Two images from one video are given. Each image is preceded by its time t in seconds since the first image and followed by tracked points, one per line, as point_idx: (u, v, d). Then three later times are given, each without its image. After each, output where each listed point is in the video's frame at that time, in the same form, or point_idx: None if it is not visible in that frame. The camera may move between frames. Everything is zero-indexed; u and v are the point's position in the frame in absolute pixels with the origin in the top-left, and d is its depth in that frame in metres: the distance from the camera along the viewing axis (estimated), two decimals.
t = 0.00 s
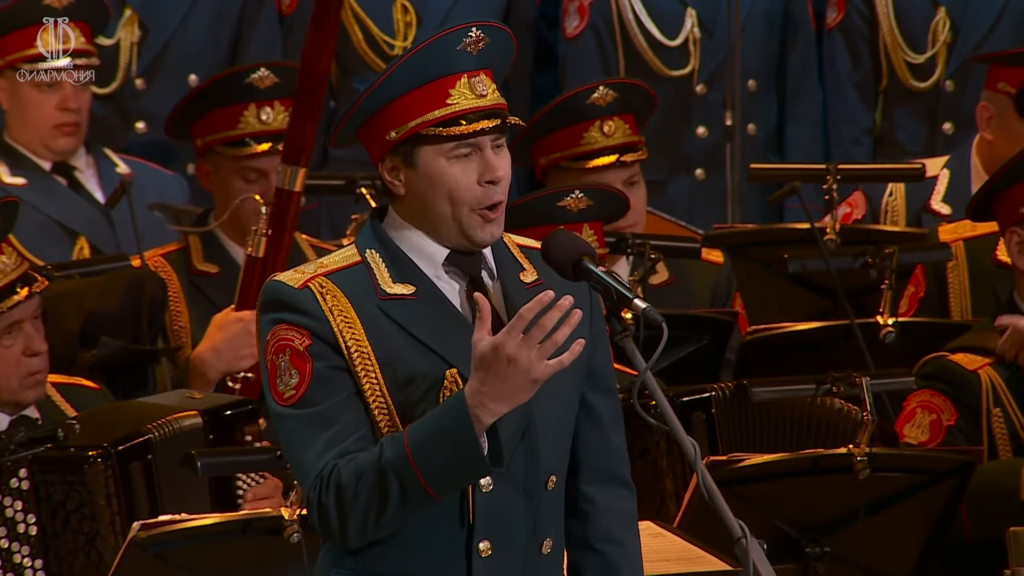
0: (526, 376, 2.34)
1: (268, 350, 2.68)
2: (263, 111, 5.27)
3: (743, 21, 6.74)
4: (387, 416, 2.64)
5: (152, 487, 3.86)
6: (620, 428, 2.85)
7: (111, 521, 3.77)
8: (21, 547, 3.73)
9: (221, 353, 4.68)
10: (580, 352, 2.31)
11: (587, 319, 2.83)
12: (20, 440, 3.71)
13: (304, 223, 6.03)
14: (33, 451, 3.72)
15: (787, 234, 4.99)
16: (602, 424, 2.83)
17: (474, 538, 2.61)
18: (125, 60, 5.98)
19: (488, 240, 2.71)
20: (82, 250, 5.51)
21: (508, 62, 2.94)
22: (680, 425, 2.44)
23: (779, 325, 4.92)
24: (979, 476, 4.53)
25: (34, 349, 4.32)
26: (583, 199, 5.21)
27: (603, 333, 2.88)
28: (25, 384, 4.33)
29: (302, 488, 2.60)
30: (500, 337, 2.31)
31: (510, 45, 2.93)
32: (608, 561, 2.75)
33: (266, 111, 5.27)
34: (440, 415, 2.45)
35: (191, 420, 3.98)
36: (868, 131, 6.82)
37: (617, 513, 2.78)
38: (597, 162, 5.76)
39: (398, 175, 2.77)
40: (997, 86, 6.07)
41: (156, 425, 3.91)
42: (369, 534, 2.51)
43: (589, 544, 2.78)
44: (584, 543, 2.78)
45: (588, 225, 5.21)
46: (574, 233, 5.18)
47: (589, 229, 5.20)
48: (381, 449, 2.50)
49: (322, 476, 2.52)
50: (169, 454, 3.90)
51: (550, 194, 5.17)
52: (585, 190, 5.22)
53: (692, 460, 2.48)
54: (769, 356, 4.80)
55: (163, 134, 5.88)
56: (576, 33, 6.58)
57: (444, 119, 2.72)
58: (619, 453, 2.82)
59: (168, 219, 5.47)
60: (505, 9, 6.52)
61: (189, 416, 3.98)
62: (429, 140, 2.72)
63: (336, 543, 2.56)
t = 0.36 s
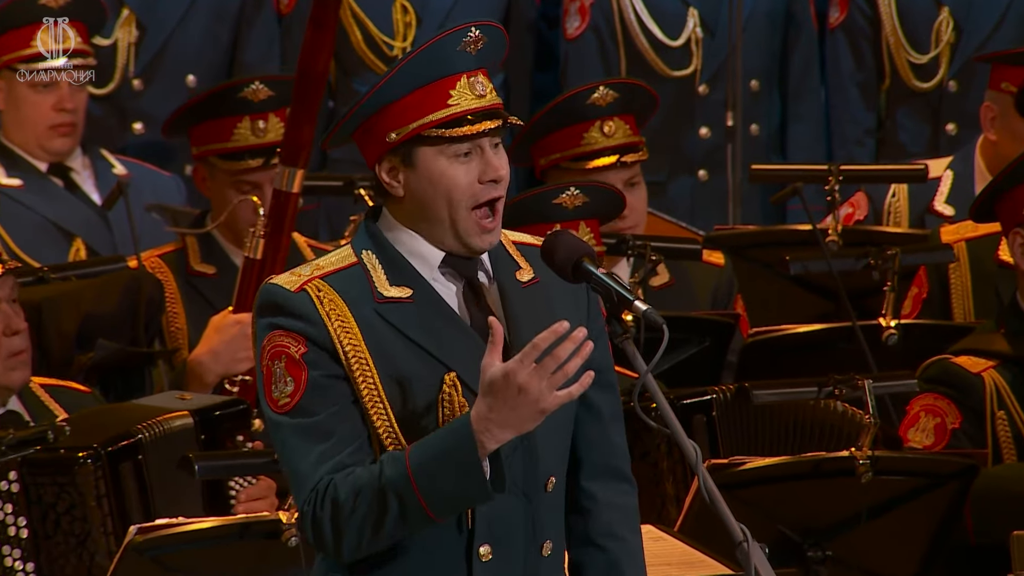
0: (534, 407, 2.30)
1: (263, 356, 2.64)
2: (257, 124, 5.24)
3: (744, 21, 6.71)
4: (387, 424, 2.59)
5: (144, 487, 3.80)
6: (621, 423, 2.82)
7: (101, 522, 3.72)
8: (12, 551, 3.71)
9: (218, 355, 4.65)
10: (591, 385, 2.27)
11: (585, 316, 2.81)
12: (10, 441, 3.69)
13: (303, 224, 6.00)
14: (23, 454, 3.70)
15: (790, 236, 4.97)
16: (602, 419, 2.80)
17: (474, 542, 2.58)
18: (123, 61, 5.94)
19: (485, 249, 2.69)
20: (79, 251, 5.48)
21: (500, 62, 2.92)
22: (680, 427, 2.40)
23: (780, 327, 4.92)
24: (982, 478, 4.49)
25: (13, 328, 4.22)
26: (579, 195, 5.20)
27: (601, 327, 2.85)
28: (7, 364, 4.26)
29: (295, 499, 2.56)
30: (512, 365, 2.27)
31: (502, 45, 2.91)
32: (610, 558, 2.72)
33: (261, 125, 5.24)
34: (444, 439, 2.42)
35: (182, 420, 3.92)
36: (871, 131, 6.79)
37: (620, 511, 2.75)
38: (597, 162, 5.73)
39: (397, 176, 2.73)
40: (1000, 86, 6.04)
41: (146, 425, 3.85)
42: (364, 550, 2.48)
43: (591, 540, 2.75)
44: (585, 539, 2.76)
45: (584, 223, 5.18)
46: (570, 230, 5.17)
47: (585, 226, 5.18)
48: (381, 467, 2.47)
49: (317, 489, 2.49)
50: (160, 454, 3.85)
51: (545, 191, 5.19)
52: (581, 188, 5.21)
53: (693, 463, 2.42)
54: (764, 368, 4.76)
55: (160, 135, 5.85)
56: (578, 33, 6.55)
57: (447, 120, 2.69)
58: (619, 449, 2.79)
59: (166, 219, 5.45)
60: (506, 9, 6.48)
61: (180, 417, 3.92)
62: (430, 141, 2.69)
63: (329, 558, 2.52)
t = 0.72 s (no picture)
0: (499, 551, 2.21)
1: (253, 367, 2.60)
2: (253, 130, 5.22)
3: (746, 22, 6.68)
4: (387, 432, 2.56)
5: (146, 494, 3.74)
6: (615, 427, 2.80)
7: (103, 527, 3.66)
8: (11, 553, 3.68)
9: (217, 359, 4.61)
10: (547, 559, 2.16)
11: (583, 321, 2.76)
12: (12, 443, 3.68)
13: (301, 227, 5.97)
14: (25, 455, 3.69)
15: (792, 238, 4.94)
16: (600, 424, 2.77)
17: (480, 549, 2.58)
18: (120, 61, 5.90)
19: (489, 242, 2.66)
20: (74, 254, 5.44)
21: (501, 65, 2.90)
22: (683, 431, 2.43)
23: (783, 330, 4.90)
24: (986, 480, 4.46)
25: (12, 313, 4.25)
26: (570, 193, 5.17)
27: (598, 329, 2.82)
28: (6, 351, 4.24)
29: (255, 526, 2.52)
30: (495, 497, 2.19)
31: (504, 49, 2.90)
32: (606, 562, 2.69)
33: (258, 130, 5.22)
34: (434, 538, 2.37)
35: (190, 428, 3.86)
36: (873, 133, 6.74)
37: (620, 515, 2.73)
38: (600, 164, 5.67)
39: (398, 180, 2.71)
40: (1004, 87, 6.00)
41: (153, 431, 3.80)
42: None
43: (585, 546, 2.71)
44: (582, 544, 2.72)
45: (577, 220, 5.16)
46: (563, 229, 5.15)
47: (578, 223, 5.16)
48: (356, 533, 2.42)
49: (281, 521, 2.46)
50: (164, 462, 3.78)
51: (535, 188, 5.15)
52: (572, 185, 5.18)
53: (694, 467, 2.47)
54: (771, 361, 4.76)
55: (157, 136, 5.81)
56: (578, 35, 6.49)
57: (453, 123, 2.67)
58: (616, 452, 2.78)
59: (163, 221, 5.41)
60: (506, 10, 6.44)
61: (188, 425, 3.86)
62: (435, 145, 2.67)
63: None
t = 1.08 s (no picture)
0: None
1: (249, 380, 2.58)
2: (244, 134, 5.20)
3: (748, 22, 6.63)
4: (386, 445, 2.56)
5: (151, 503, 3.71)
6: (617, 434, 2.78)
7: (105, 537, 3.63)
8: (12, 559, 3.65)
9: (215, 364, 4.58)
10: None
11: (585, 327, 2.75)
12: (18, 449, 3.67)
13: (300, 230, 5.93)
14: (31, 461, 3.65)
15: (795, 241, 4.91)
16: (602, 430, 2.75)
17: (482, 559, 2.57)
18: (116, 62, 5.87)
19: (495, 240, 2.63)
20: (71, 256, 5.41)
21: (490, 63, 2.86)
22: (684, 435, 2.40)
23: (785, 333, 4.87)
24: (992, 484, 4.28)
25: (35, 324, 4.25)
26: (558, 192, 5.14)
27: (600, 334, 2.80)
28: (27, 362, 4.20)
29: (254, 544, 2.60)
30: None
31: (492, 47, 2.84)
32: (606, 571, 2.68)
33: (248, 135, 5.20)
34: None
35: (202, 438, 3.82)
36: (876, 135, 6.70)
37: (621, 522, 2.71)
38: (605, 164, 5.63)
39: (399, 189, 2.67)
40: (1007, 88, 5.96)
41: (162, 440, 3.77)
42: None
43: (588, 555, 2.70)
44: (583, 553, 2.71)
45: (567, 219, 5.15)
46: (553, 228, 5.13)
47: (569, 222, 5.14)
48: None
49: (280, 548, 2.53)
50: (170, 473, 3.75)
51: (523, 190, 5.11)
52: (560, 183, 5.15)
53: (695, 473, 2.45)
54: (766, 372, 4.75)
55: (153, 138, 5.76)
56: (577, 35, 6.47)
57: (449, 128, 2.63)
58: (618, 459, 2.75)
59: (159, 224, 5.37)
60: (507, 11, 6.40)
61: (201, 436, 3.84)
62: (433, 150, 2.63)
63: None
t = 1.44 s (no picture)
0: None
1: (247, 379, 2.56)
2: (235, 138, 5.12)
3: (748, 21, 6.59)
4: (382, 447, 2.51)
5: (148, 507, 3.65)
6: (622, 438, 2.75)
7: (102, 538, 3.61)
8: (7, 561, 3.63)
9: (209, 366, 4.55)
10: None
11: (588, 332, 2.71)
12: (14, 450, 3.62)
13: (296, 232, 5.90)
14: (27, 462, 3.62)
15: (795, 243, 4.86)
16: (605, 436, 2.72)
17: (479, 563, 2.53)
18: (110, 62, 5.84)
19: (492, 247, 2.59)
20: (65, 258, 5.36)
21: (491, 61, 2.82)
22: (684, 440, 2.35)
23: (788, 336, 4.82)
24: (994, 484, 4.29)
25: (36, 327, 4.22)
26: (552, 196, 5.08)
27: (604, 341, 2.77)
28: (28, 364, 4.16)
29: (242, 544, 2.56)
30: None
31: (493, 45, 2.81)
32: None
33: (240, 139, 5.12)
34: None
35: (201, 441, 3.70)
36: (878, 136, 6.67)
37: (623, 527, 2.67)
38: (608, 163, 5.59)
39: (398, 190, 2.64)
40: (1010, 89, 5.94)
41: (160, 442, 3.68)
42: None
43: (593, 559, 2.67)
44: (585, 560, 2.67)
45: (562, 222, 5.12)
46: (549, 231, 5.10)
47: (564, 225, 5.12)
48: None
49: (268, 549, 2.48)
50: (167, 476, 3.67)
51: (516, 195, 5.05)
52: (553, 186, 5.09)
53: (694, 477, 2.41)
54: (767, 374, 4.67)
55: (147, 139, 5.73)
56: (575, 35, 6.42)
57: (446, 127, 2.59)
58: (623, 465, 2.72)
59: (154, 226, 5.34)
60: (507, 11, 6.36)
61: (202, 438, 3.71)
62: (431, 150, 2.59)
63: None
